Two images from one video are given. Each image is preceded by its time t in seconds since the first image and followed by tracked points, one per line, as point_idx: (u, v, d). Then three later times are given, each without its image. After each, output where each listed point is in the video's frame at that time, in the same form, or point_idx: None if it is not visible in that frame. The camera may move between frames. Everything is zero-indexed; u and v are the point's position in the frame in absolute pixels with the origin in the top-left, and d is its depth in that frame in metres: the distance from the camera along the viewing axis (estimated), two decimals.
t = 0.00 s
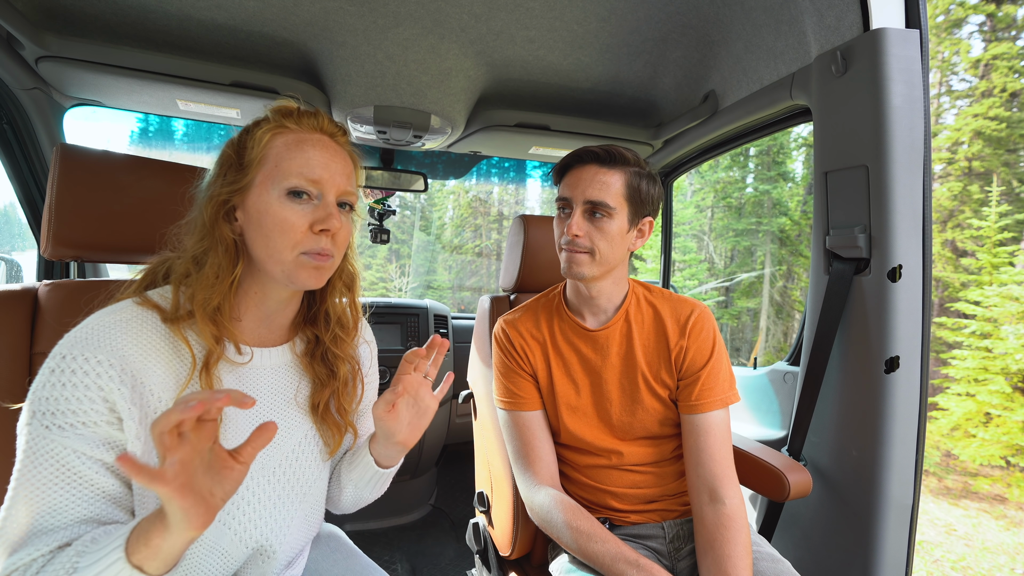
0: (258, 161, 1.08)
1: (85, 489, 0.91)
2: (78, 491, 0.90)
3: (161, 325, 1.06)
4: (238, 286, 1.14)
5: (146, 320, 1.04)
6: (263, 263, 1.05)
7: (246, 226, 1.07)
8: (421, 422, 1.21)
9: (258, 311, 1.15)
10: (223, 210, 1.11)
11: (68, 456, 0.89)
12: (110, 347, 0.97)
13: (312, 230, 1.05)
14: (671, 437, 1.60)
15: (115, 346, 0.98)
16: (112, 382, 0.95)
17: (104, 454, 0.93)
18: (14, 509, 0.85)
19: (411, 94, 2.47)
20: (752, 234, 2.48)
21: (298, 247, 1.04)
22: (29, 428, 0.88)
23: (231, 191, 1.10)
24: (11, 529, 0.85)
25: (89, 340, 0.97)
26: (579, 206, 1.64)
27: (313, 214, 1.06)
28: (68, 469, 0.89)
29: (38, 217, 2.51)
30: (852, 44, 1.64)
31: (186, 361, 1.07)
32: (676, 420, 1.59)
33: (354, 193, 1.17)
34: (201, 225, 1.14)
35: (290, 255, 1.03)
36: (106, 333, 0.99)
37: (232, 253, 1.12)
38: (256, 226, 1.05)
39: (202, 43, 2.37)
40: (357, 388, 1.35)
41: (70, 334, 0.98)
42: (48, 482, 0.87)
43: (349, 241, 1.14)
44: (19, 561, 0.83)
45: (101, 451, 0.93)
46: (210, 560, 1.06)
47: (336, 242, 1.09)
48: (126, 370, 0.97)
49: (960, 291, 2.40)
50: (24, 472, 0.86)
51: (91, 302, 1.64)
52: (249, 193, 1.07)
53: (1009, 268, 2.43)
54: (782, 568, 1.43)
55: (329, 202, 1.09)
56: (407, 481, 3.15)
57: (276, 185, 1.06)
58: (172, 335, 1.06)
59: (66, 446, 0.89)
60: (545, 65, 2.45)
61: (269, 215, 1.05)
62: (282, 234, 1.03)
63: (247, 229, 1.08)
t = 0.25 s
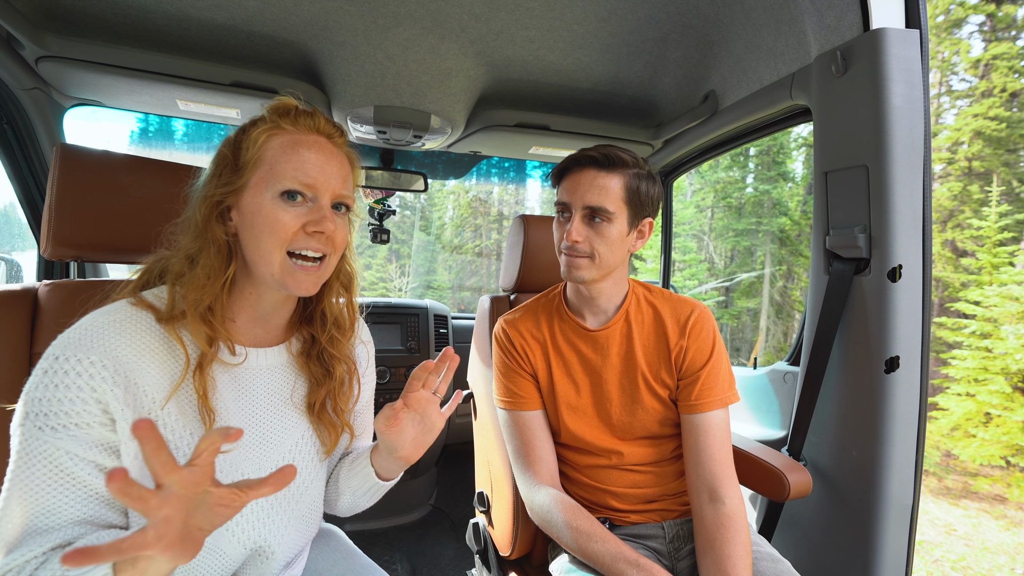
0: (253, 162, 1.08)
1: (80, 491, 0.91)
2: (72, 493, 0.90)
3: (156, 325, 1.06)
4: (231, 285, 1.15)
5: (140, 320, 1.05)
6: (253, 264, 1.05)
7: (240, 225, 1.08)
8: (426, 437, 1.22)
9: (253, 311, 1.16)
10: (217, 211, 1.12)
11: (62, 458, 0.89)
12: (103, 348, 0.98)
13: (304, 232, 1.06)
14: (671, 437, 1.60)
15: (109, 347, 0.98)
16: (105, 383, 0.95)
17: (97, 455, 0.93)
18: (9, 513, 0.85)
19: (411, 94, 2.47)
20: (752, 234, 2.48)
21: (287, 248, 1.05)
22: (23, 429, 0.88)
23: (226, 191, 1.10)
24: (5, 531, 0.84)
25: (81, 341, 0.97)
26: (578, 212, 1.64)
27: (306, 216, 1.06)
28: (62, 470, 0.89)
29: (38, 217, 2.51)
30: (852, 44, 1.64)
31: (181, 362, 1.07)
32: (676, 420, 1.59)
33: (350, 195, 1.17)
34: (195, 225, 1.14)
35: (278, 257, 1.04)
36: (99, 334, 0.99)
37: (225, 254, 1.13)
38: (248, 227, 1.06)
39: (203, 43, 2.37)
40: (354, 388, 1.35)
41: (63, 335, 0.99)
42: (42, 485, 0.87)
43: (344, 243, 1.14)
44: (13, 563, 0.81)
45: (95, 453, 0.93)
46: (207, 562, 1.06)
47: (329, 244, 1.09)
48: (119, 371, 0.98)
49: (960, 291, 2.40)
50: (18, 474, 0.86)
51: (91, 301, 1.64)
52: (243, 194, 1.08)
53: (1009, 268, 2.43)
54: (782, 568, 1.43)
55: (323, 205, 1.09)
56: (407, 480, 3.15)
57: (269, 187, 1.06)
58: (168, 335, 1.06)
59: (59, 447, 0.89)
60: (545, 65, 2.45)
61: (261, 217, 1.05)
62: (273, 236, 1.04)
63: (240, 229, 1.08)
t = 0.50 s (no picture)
0: (252, 164, 1.08)
1: (77, 493, 0.92)
2: (69, 495, 0.91)
3: (157, 327, 1.06)
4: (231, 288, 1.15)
5: (141, 322, 1.04)
6: (254, 267, 1.05)
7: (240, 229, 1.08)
8: (420, 452, 1.20)
9: (254, 314, 1.16)
10: (215, 213, 1.12)
11: (59, 459, 0.90)
12: (103, 350, 0.97)
13: (305, 235, 1.05)
14: (671, 437, 1.60)
15: (109, 350, 0.98)
16: (104, 386, 0.95)
17: (95, 458, 0.94)
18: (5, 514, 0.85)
19: (411, 94, 2.47)
20: (752, 234, 2.48)
21: (289, 251, 1.04)
22: (21, 431, 0.88)
23: (225, 194, 1.10)
24: (2, 531, 0.85)
25: (81, 343, 0.97)
26: (580, 206, 1.65)
27: (306, 219, 1.06)
28: (59, 472, 0.90)
29: (38, 217, 2.51)
30: (852, 44, 1.64)
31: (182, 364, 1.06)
32: (677, 421, 1.59)
33: (350, 197, 1.17)
34: (195, 227, 1.14)
35: (280, 260, 1.04)
36: (99, 335, 0.99)
37: (225, 255, 1.13)
38: (248, 230, 1.06)
39: (203, 43, 2.37)
40: (354, 389, 1.35)
41: (64, 336, 0.99)
42: (39, 486, 0.88)
43: (345, 245, 1.14)
44: (12, 564, 0.83)
45: (92, 455, 0.93)
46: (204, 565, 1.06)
47: (330, 247, 1.09)
48: (119, 374, 0.97)
49: (960, 291, 2.40)
50: (16, 476, 0.87)
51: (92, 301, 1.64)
52: (242, 197, 1.08)
53: (1009, 268, 2.43)
54: (782, 568, 1.43)
55: (324, 208, 1.09)
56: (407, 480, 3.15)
57: (269, 189, 1.06)
58: (168, 337, 1.06)
59: (58, 450, 0.90)
60: (545, 65, 2.45)
61: (261, 219, 1.05)
62: (274, 239, 1.04)
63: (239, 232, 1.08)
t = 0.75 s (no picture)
0: (253, 167, 1.08)
1: (77, 495, 0.92)
2: (69, 497, 0.91)
3: (160, 330, 1.06)
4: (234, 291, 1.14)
5: (144, 325, 1.04)
6: (258, 271, 1.06)
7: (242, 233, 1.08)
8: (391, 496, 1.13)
9: (256, 316, 1.16)
10: (217, 216, 1.12)
11: (61, 462, 0.90)
12: (106, 353, 0.98)
13: (308, 239, 1.06)
14: (671, 437, 1.60)
15: (112, 353, 0.98)
16: (107, 390, 0.95)
17: (96, 461, 0.94)
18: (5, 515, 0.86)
19: (411, 94, 2.47)
20: (752, 234, 2.48)
21: (292, 255, 1.05)
22: (22, 432, 0.88)
23: (226, 197, 1.10)
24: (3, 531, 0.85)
25: (84, 345, 0.97)
26: (587, 214, 1.63)
27: (309, 222, 1.07)
28: (60, 474, 0.90)
29: (38, 217, 2.51)
30: (852, 44, 1.64)
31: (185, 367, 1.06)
32: (676, 421, 1.59)
33: (352, 198, 1.17)
34: (196, 230, 1.14)
35: (284, 264, 1.04)
36: (102, 338, 0.99)
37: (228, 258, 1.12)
38: (251, 233, 1.06)
39: (203, 43, 2.37)
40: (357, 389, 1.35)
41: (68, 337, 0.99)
42: (40, 488, 0.88)
43: (348, 247, 1.14)
44: (18, 566, 0.85)
45: (93, 458, 0.93)
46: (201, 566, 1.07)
47: (333, 250, 1.09)
48: (121, 377, 0.98)
49: (960, 291, 2.40)
50: (17, 477, 0.87)
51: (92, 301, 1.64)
52: (244, 200, 1.08)
53: (1009, 268, 2.43)
54: (782, 567, 1.43)
55: (326, 211, 1.10)
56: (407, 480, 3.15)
57: (272, 193, 1.06)
58: (171, 340, 1.06)
59: (60, 452, 0.90)
60: (545, 65, 2.45)
61: (264, 223, 1.05)
62: (277, 243, 1.04)
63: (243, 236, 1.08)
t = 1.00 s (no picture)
0: (259, 169, 1.07)
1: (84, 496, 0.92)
2: (75, 498, 0.91)
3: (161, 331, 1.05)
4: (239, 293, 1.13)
5: (146, 325, 1.04)
6: (269, 272, 1.05)
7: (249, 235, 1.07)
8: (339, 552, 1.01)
9: (259, 316, 1.15)
10: (222, 219, 1.10)
11: (68, 463, 0.90)
12: (111, 353, 0.97)
13: (319, 239, 1.06)
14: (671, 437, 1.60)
15: (116, 353, 0.98)
16: (113, 390, 0.95)
17: (103, 461, 0.94)
18: (10, 518, 0.85)
19: (411, 94, 2.47)
20: (752, 234, 2.48)
21: (305, 256, 1.05)
22: (27, 434, 0.87)
23: (230, 200, 1.08)
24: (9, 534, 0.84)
25: (88, 345, 0.96)
26: (593, 204, 1.63)
27: (320, 223, 1.07)
28: (67, 475, 0.90)
29: (38, 217, 2.51)
30: (852, 44, 1.64)
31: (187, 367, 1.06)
32: (677, 421, 1.59)
33: (356, 196, 1.18)
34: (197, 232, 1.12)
35: (297, 265, 1.05)
36: (106, 338, 0.99)
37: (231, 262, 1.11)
38: (261, 235, 1.05)
39: (203, 43, 2.37)
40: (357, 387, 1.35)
41: (69, 337, 0.98)
42: (47, 489, 0.88)
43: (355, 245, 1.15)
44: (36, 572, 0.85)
45: (99, 458, 0.93)
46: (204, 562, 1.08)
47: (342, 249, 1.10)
48: (127, 377, 0.97)
49: (959, 291, 2.40)
50: (23, 479, 0.86)
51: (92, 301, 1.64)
52: (251, 202, 1.07)
53: (1009, 268, 2.43)
54: (782, 567, 1.43)
55: (335, 210, 1.10)
56: (407, 480, 3.16)
57: (282, 194, 1.05)
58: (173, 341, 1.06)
59: (67, 453, 0.89)
60: (545, 65, 2.45)
61: (274, 224, 1.05)
62: (289, 244, 1.04)
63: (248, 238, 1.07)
